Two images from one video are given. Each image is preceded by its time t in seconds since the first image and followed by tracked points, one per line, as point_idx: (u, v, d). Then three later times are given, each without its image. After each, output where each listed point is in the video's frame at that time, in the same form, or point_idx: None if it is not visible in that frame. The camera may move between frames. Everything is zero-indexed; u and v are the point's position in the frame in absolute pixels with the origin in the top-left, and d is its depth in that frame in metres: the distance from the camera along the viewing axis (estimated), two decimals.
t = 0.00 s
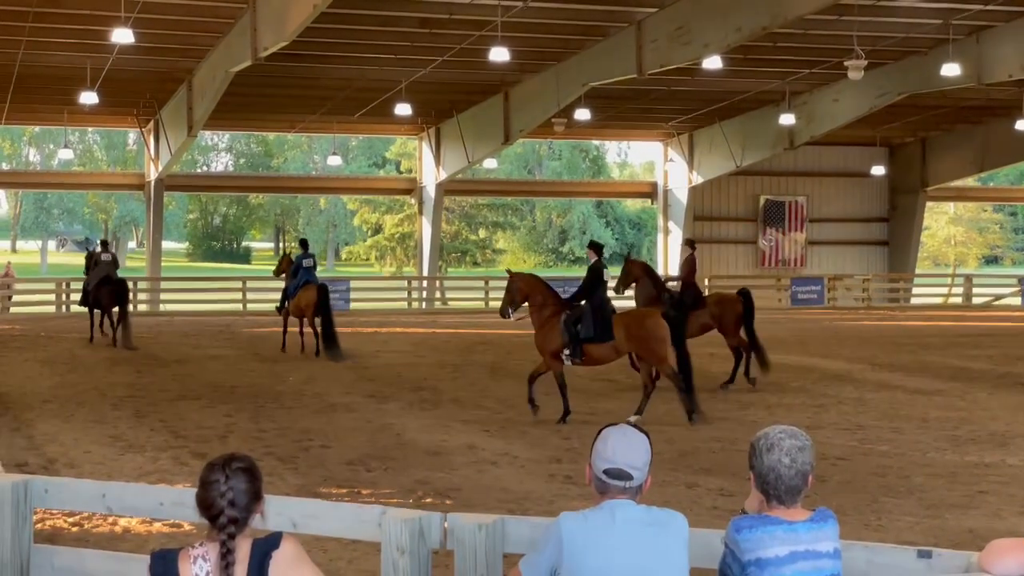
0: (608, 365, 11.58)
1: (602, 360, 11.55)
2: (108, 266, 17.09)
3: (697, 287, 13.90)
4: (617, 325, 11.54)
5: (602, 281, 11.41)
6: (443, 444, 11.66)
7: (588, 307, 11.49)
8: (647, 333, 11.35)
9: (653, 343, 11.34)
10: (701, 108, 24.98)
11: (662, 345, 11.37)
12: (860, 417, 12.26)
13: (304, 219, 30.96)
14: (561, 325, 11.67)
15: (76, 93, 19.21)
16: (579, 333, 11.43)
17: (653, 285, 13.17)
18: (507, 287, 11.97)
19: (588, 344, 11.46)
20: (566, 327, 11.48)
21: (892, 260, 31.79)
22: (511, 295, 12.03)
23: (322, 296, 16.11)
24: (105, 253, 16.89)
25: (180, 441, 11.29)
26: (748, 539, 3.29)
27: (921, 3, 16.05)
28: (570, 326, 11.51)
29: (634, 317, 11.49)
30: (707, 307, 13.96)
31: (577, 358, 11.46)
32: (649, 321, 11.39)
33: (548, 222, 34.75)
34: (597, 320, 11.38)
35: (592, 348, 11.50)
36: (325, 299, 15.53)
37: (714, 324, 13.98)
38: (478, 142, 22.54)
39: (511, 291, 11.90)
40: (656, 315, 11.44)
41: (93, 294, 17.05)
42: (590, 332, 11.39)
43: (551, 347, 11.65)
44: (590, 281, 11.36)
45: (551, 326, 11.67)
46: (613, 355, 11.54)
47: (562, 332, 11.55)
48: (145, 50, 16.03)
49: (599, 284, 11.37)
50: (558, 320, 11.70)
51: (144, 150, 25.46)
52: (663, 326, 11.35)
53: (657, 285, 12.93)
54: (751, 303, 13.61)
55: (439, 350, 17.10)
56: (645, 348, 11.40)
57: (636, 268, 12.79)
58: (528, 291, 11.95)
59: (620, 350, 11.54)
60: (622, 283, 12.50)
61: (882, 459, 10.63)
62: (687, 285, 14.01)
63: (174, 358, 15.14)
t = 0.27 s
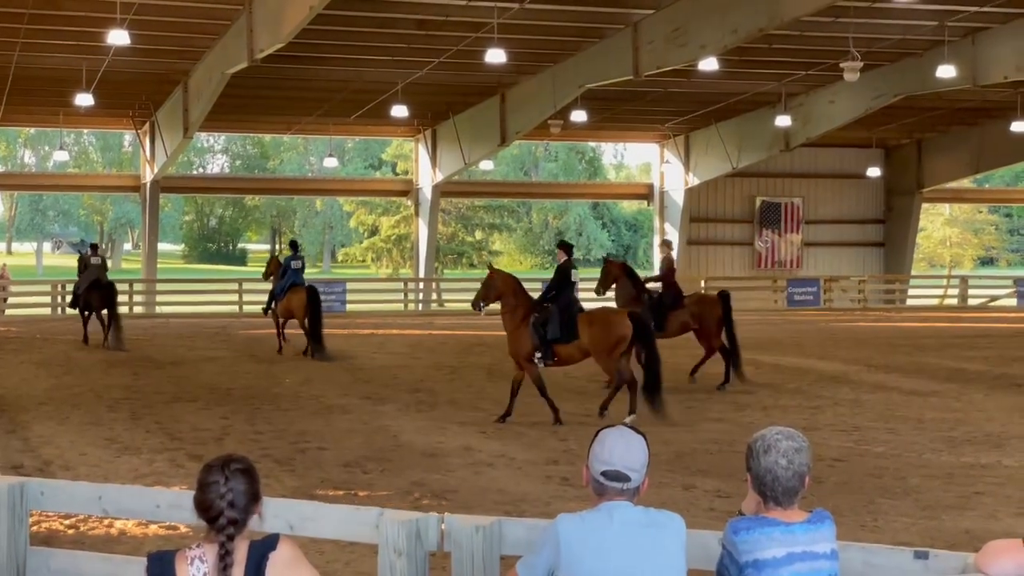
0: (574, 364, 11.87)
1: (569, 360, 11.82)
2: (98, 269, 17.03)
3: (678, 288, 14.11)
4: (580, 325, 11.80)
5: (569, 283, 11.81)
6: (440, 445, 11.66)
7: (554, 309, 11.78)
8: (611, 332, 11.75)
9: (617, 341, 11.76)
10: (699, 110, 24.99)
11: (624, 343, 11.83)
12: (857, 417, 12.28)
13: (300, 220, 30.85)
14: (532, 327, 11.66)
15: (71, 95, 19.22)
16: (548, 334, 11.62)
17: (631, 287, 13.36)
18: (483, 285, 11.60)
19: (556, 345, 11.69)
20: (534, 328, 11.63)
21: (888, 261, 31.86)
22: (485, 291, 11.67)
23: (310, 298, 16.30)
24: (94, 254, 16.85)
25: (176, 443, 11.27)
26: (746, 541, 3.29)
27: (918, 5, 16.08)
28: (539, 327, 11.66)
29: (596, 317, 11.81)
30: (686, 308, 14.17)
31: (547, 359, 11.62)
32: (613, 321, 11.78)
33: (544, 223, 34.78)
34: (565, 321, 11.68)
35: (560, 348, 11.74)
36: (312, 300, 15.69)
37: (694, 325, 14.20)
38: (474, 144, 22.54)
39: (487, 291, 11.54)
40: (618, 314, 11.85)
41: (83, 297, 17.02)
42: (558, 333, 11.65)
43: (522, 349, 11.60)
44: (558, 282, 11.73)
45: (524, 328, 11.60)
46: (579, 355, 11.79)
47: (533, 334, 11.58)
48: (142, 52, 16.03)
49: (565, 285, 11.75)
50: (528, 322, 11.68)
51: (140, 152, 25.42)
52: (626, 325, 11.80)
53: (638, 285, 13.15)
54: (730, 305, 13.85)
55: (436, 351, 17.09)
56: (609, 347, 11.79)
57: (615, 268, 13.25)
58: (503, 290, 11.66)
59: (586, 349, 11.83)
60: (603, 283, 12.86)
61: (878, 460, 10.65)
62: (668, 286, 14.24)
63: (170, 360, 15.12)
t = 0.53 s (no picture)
0: (553, 366, 11.86)
1: (547, 361, 11.82)
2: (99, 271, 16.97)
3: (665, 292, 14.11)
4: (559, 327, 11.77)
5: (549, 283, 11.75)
6: (447, 446, 11.66)
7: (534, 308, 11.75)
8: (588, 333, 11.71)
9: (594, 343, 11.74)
10: (705, 110, 24.95)
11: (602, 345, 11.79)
12: (864, 417, 12.27)
13: (308, 221, 30.80)
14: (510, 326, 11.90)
15: (78, 96, 19.22)
16: (524, 334, 11.68)
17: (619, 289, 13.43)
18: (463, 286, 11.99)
19: (533, 345, 11.71)
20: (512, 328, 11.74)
21: (896, 261, 31.82)
22: (465, 291, 12.06)
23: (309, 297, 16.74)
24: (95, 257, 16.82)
25: (183, 444, 11.28)
26: (754, 541, 3.29)
27: (925, 5, 16.07)
28: (516, 327, 11.74)
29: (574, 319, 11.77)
30: (675, 312, 14.17)
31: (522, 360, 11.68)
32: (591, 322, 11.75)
33: (551, 224, 34.78)
34: (542, 321, 11.64)
35: (538, 349, 11.75)
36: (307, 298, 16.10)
37: (682, 328, 14.19)
38: (482, 144, 22.49)
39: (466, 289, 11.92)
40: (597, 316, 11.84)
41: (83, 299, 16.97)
42: (535, 333, 11.64)
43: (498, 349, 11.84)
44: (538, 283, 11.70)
45: (501, 326, 11.89)
46: (557, 355, 11.78)
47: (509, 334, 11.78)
48: (150, 53, 16.03)
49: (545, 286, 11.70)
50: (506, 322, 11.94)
51: (147, 153, 25.39)
52: (604, 326, 11.77)
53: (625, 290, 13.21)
54: (720, 305, 13.93)
55: (442, 352, 17.06)
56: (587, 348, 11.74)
57: (604, 271, 13.33)
58: (482, 290, 12.01)
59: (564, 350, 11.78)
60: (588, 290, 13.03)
61: (885, 461, 10.64)
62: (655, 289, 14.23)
63: (177, 360, 15.12)
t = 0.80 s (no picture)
0: (538, 367, 11.90)
1: (532, 362, 11.86)
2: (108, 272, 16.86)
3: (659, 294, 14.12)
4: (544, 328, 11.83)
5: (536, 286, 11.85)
6: (460, 450, 11.66)
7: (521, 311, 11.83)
8: (573, 335, 11.75)
9: (578, 344, 11.77)
10: (717, 113, 24.96)
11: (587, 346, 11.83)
12: (877, 421, 12.24)
13: (320, 225, 30.92)
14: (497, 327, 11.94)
15: (92, 101, 19.31)
16: (508, 336, 11.73)
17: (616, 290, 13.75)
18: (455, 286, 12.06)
19: (518, 346, 11.76)
20: (498, 329, 11.80)
21: (909, 264, 31.77)
22: (456, 292, 12.12)
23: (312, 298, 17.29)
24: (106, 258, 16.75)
25: (197, 447, 11.30)
26: (767, 546, 3.23)
27: (937, 8, 16.04)
28: (502, 329, 11.81)
29: (559, 321, 11.81)
30: (668, 313, 14.22)
31: (507, 361, 11.71)
32: (577, 324, 11.78)
33: (563, 228, 34.68)
34: (526, 323, 11.73)
35: (523, 350, 11.80)
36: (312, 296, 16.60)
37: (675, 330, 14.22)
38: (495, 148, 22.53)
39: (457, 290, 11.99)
40: (583, 318, 11.87)
41: (93, 300, 16.85)
42: (519, 335, 11.71)
43: (484, 350, 11.88)
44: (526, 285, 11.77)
45: (488, 327, 11.92)
46: (542, 357, 11.82)
47: (495, 335, 11.83)
48: (164, 58, 16.09)
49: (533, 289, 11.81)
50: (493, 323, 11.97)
51: (161, 158, 25.47)
52: (589, 328, 11.80)
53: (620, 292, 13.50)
54: (711, 310, 13.80)
55: (456, 355, 17.07)
56: (571, 349, 11.78)
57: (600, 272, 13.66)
58: (473, 291, 12.05)
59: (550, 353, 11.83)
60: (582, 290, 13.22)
61: (900, 465, 10.62)
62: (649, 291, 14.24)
63: (191, 364, 15.15)
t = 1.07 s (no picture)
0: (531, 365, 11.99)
1: (523, 361, 11.99)
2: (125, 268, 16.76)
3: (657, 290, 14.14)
4: (535, 328, 11.86)
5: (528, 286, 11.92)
6: (478, 447, 11.66)
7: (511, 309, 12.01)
8: (561, 334, 11.65)
9: (567, 344, 11.64)
10: (735, 110, 24.91)
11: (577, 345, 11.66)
12: (896, 418, 12.20)
13: (338, 222, 31.30)
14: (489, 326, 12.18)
15: (111, 98, 19.39)
16: (499, 334, 11.98)
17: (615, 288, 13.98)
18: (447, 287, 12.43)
19: (508, 345, 11.96)
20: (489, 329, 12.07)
21: (927, 261, 31.66)
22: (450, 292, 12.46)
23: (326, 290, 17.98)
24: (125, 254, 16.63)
25: (215, 444, 11.34)
26: (786, 542, 3.18)
27: (956, 4, 15.99)
28: (493, 328, 12.06)
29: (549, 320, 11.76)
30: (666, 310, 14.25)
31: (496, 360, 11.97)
32: (566, 324, 11.67)
33: (580, 225, 34.64)
34: (516, 323, 11.91)
35: (514, 349, 11.99)
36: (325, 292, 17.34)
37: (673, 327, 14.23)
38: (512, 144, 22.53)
39: (452, 289, 12.31)
40: (575, 317, 11.72)
41: (109, 298, 16.86)
42: (509, 334, 11.93)
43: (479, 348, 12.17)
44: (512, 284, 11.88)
45: (479, 326, 12.18)
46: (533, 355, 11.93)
47: (486, 334, 12.08)
48: (181, 55, 16.12)
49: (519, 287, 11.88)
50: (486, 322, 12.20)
51: (179, 155, 25.55)
52: (578, 328, 11.65)
53: (618, 289, 13.72)
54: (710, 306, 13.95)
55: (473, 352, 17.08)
56: (560, 350, 11.68)
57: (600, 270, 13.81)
58: (464, 291, 12.35)
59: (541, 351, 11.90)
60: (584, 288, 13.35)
61: (919, 462, 10.59)
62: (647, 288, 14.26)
63: (210, 361, 15.20)
